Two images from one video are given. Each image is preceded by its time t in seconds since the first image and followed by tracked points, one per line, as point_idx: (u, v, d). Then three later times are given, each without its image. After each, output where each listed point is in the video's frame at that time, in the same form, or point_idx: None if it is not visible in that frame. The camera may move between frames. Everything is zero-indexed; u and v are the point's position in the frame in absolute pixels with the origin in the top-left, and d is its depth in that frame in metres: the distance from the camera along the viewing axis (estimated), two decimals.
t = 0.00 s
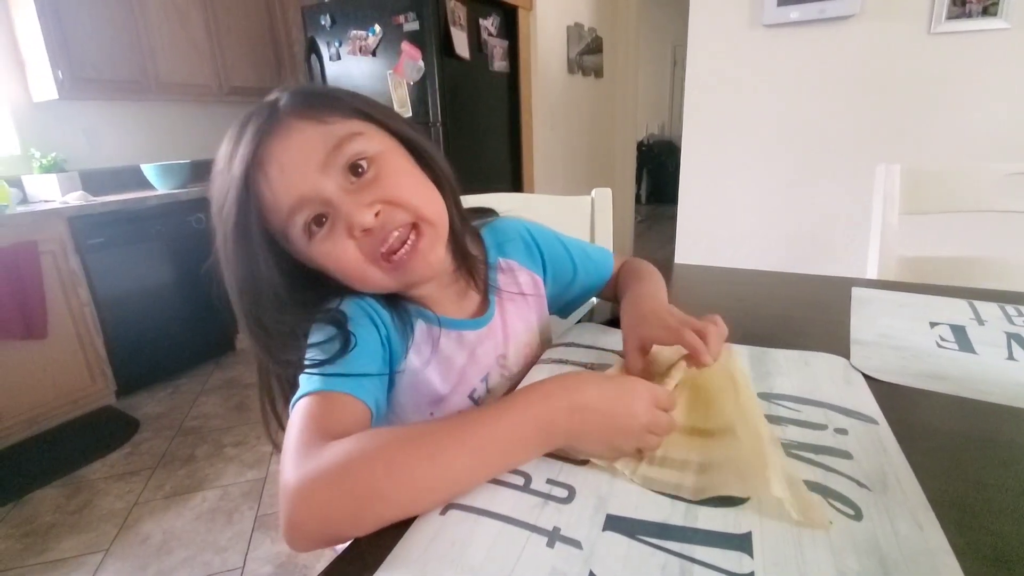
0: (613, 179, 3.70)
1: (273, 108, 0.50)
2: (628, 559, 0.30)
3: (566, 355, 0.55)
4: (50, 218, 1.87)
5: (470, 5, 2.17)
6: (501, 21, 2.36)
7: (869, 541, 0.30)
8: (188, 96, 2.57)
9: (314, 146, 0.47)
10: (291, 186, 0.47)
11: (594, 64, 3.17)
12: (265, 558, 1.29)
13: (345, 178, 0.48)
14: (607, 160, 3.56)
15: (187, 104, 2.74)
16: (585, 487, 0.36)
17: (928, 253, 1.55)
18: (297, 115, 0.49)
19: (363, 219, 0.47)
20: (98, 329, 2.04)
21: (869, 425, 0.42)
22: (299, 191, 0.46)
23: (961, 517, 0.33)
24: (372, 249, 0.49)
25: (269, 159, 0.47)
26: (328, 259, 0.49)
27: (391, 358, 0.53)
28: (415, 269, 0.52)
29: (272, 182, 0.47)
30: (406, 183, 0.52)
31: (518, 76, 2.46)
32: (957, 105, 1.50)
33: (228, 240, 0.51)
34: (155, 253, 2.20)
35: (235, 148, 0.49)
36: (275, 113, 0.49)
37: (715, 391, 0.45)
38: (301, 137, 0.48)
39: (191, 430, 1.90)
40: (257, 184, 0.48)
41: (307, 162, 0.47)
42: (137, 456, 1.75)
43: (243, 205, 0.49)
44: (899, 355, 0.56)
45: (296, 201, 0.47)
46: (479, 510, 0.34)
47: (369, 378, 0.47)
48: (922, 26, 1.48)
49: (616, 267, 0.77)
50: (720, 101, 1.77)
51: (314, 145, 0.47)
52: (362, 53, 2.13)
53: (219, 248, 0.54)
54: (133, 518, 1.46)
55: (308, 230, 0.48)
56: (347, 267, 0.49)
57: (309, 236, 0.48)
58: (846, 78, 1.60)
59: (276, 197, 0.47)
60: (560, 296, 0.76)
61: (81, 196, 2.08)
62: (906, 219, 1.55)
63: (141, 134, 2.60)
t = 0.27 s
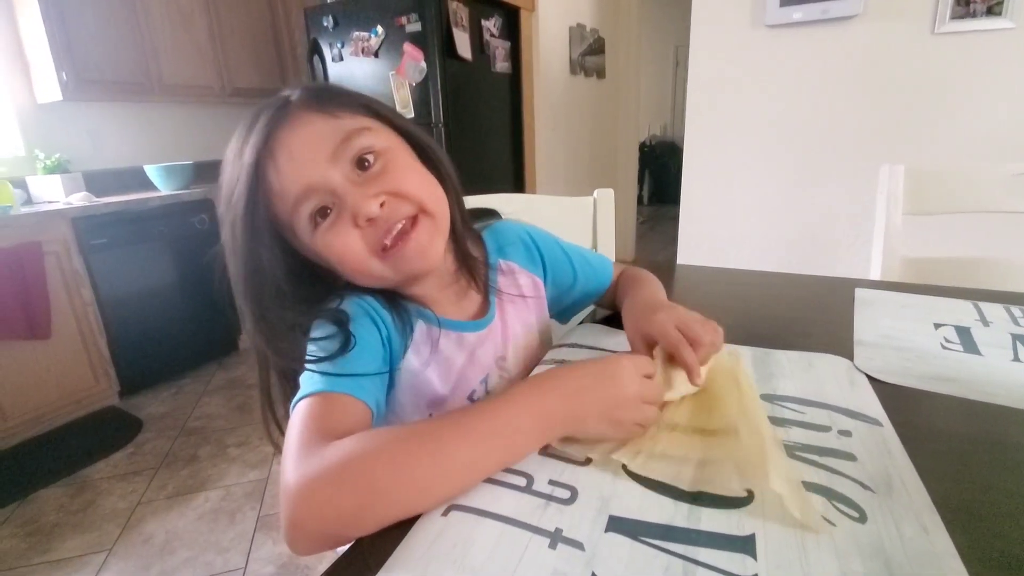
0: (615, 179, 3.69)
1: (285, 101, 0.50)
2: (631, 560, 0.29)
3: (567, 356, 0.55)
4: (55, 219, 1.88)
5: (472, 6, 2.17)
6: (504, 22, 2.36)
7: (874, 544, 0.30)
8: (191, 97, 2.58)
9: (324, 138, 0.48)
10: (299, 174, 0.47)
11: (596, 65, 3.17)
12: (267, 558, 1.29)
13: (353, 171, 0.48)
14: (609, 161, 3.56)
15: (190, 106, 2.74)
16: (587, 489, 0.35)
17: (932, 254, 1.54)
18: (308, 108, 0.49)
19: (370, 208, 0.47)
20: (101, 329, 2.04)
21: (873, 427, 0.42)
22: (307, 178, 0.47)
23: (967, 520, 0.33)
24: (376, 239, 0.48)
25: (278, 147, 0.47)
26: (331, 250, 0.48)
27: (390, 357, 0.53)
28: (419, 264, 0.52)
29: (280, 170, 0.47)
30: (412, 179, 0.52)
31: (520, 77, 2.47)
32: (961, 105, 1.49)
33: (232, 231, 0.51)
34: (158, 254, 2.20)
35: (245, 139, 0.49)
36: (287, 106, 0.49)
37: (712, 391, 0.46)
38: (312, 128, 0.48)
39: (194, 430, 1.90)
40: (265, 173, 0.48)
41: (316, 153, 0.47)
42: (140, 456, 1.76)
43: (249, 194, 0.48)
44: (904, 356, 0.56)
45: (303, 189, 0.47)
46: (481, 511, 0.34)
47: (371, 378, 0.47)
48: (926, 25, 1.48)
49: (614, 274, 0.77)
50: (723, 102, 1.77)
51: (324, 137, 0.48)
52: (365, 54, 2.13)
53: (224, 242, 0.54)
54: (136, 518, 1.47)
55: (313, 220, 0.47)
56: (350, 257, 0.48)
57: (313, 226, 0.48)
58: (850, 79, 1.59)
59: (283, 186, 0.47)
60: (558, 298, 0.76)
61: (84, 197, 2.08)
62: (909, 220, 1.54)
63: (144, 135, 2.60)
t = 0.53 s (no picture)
0: (616, 180, 3.69)
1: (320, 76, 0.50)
2: (633, 566, 0.29)
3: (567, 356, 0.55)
4: (54, 220, 1.88)
5: (473, 7, 2.17)
6: (505, 23, 2.35)
7: (882, 550, 0.29)
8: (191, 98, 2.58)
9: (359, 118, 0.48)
10: (332, 149, 0.46)
11: (596, 66, 3.16)
12: (266, 560, 1.28)
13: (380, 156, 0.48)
14: (609, 162, 3.55)
15: (190, 107, 2.74)
16: (589, 491, 0.35)
17: (934, 255, 1.53)
18: (344, 88, 0.49)
19: (397, 194, 0.47)
20: (101, 330, 2.04)
21: (879, 429, 0.41)
22: (338, 154, 0.46)
23: (977, 525, 0.32)
24: (397, 225, 0.48)
25: (315, 117, 0.46)
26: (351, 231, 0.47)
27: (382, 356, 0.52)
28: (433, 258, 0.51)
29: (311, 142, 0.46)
30: (435, 173, 0.52)
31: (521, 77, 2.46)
32: (964, 105, 1.48)
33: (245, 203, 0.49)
34: (158, 255, 2.20)
35: (275, 108, 0.48)
36: (324, 81, 0.49)
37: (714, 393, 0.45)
38: (347, 107, 0.48)
39: (194, 431, 1.89)
40: (291, 143, 0.46)
41: (349, 130, 0.47)
42: (139, 458, 1.75)
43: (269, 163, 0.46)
44: (910, 357, 0.55)
45: (331, 166, 0.46)
46: (481, 514, 0.33)
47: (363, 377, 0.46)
48: (929, 25, 1.47)
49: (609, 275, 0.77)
50: (724, 102, 1.76)
51: (360, 118, 0.48)
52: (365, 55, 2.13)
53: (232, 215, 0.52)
54: (135, 520, 1.46)
55: (337, 197, 0.46)
56: (369, 239, 0.47)
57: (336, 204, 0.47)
58: (852, 79, 1.58)
59: (312, 159, 0.46)
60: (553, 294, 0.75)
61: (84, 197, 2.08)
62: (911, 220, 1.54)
63: (145, 136, 2.60)
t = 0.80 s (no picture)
0: (616, 182, 3.69)
1: (370, 64, 0.51)
2: (634, 570, 0.28)
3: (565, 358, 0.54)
4: (54, 221, 1.87)
5: (473, 9, 2.17)
6: (504, 25, 2.35)
7: (887, 554, 0.29)
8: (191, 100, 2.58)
9: (404, 113, 0.49)
10: (372, 133, 0.47)
11: (596, 68, 3.17)
12: (265, 563, 1.27)
13: (414, 151, 0.48)
14: (609, 164, 3.55)
15: (190, 108, 2.74)
16: (589, 495, 0.34)
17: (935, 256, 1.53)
18: (390, 81, 0.51)
19: (427, 188, 0.47)
20: (99, 331, 2.03)
21: (882, 431, 0.41)
22: (377, 139, 0.47)
23: (984, 529, 0.31)
24: (422, 218, 0.47)
25: (363, 100, 0.47)
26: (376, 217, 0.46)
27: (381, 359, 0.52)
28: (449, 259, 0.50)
29: (352, 122, 0.47)
30: (465, 178, 0.53)
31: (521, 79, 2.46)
32: (965, 106, 1.48)
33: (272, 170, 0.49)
34: (157, 256, 2.19)
35: (319, 85, 0.49)
36: (375, 71, 0.50)
37: (716, 398, 0.44)
38: (392, 99, 0.49)
39: (192, 433, 1.89)
40: (332, 121, 0.47)
41: (392, 120, 0.48)
42: (138, 460, 1.74)
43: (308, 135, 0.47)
44: (913, 359, 0.55)
45: (367, 150, 0.46)
46: (479, 518, 0.32)
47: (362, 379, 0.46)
48: (929, 26, 1.47)
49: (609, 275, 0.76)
50: (724, 104, 1.76)
51: (405, 113, 0.49)
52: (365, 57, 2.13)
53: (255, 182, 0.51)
54: (133, 523, 1.45)
55: (366, 181, 0.46)
56: (390, 228, 0.47)
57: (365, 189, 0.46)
58: (852, 80, 1.58)
59: (351, 139, 0.46)
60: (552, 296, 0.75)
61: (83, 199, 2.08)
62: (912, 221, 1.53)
63: (145, 138, 2.60)
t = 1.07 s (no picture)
0: (614, 185, 3.69)
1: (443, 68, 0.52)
2: None
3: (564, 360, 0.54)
4: (52, 223, 1.87)
5: (472, 12, 2.17)
6: (503, 28, 2.35)
7: (893, 560, 0.28)
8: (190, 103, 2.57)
9: (469, 126, 0.50)
10: (438, 133, 0.47)
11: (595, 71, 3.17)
12: (263, 568, 1.27)
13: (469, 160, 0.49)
14: (608, 166, 3.55)
15: (188, 111, 2.74)
16: (590, 500, 0.34)
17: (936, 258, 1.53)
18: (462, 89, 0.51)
19: (477, 199, 0.48)
20: (97, 333, 2.03)
21: (885, 435, 0.40)
22: (441, 140, 0.47)
23: (990, 533, 0.31)
24: (463, 227, 0.48)
25: (436, 100, 0.48)
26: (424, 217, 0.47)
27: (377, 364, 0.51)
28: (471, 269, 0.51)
29: (424, 117, 0.47)
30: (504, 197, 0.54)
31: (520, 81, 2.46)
32: (963, 108, 1.48)
33: (328, 137, 0.48)
34: (156, 259, 2.19)
35: (399, 70, 0.49)
36: (452, 77, 0.51)
37: (719, 403, 0.44)
38: (461, 108, 0.50)
39: (190, 436, 1.88)
40: (406, 111, 0.47)
41: (457, 127, 0.48)
42: (135, 463, 1.73)
43: (380, 118, 0.46)
44: (914, 361, 0.54)
45: (427, 149, 0.47)
46: (480, 523, 0.32)
47: (357, 380, 0.45)
48: (928, 28, 1.47)
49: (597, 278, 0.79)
50: (722, 107, 1.76)
51: (470, 124, 0.50)
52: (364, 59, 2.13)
53: (302, 148, 0.50)
54: (130, 526, 1.44)
55: (421, 178, 0.46)
56: (433, 229, 0.47)
57: (418, 188, 0.47)
58: (851, 82, 1.58)
59: (419, 134, 0.47)
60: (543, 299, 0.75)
61: (82, 201, 2.07)
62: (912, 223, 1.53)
63: (143, 140, 2.59)
